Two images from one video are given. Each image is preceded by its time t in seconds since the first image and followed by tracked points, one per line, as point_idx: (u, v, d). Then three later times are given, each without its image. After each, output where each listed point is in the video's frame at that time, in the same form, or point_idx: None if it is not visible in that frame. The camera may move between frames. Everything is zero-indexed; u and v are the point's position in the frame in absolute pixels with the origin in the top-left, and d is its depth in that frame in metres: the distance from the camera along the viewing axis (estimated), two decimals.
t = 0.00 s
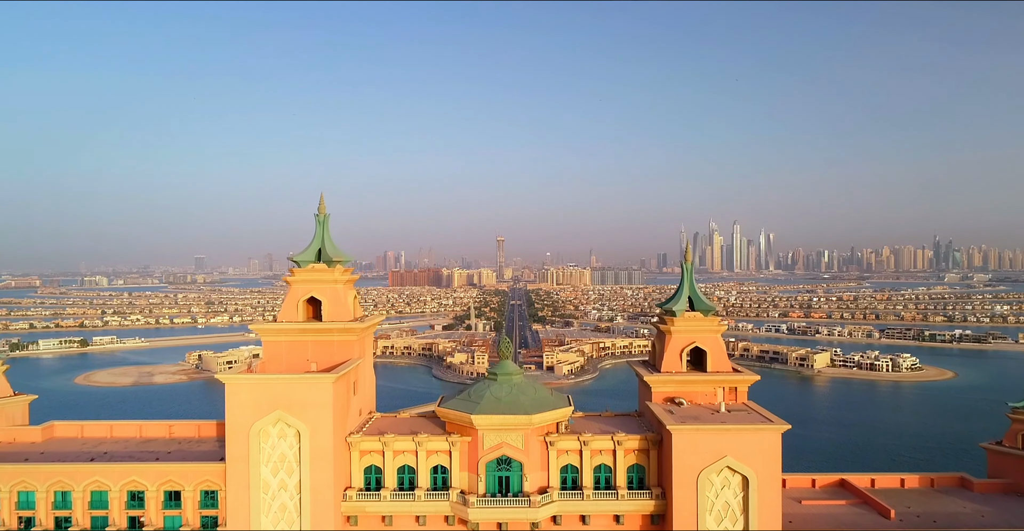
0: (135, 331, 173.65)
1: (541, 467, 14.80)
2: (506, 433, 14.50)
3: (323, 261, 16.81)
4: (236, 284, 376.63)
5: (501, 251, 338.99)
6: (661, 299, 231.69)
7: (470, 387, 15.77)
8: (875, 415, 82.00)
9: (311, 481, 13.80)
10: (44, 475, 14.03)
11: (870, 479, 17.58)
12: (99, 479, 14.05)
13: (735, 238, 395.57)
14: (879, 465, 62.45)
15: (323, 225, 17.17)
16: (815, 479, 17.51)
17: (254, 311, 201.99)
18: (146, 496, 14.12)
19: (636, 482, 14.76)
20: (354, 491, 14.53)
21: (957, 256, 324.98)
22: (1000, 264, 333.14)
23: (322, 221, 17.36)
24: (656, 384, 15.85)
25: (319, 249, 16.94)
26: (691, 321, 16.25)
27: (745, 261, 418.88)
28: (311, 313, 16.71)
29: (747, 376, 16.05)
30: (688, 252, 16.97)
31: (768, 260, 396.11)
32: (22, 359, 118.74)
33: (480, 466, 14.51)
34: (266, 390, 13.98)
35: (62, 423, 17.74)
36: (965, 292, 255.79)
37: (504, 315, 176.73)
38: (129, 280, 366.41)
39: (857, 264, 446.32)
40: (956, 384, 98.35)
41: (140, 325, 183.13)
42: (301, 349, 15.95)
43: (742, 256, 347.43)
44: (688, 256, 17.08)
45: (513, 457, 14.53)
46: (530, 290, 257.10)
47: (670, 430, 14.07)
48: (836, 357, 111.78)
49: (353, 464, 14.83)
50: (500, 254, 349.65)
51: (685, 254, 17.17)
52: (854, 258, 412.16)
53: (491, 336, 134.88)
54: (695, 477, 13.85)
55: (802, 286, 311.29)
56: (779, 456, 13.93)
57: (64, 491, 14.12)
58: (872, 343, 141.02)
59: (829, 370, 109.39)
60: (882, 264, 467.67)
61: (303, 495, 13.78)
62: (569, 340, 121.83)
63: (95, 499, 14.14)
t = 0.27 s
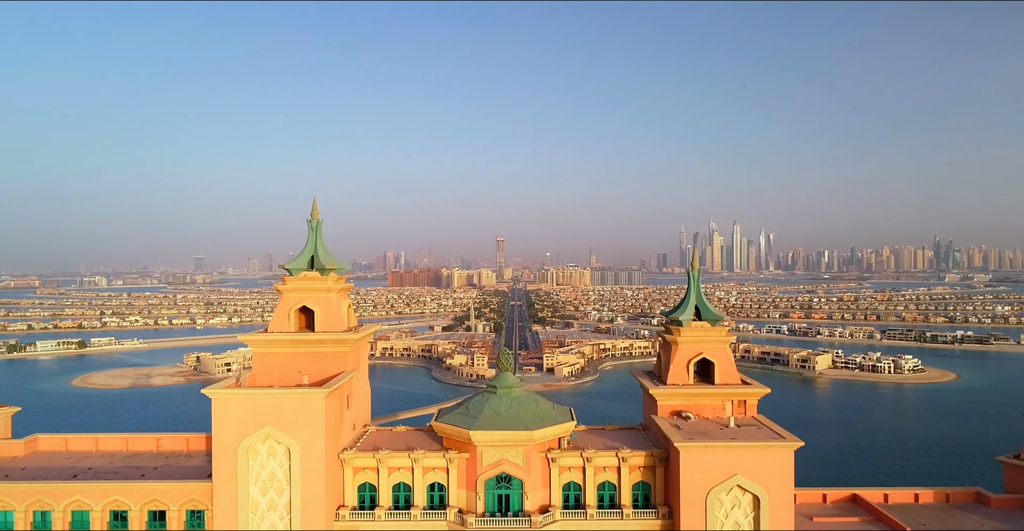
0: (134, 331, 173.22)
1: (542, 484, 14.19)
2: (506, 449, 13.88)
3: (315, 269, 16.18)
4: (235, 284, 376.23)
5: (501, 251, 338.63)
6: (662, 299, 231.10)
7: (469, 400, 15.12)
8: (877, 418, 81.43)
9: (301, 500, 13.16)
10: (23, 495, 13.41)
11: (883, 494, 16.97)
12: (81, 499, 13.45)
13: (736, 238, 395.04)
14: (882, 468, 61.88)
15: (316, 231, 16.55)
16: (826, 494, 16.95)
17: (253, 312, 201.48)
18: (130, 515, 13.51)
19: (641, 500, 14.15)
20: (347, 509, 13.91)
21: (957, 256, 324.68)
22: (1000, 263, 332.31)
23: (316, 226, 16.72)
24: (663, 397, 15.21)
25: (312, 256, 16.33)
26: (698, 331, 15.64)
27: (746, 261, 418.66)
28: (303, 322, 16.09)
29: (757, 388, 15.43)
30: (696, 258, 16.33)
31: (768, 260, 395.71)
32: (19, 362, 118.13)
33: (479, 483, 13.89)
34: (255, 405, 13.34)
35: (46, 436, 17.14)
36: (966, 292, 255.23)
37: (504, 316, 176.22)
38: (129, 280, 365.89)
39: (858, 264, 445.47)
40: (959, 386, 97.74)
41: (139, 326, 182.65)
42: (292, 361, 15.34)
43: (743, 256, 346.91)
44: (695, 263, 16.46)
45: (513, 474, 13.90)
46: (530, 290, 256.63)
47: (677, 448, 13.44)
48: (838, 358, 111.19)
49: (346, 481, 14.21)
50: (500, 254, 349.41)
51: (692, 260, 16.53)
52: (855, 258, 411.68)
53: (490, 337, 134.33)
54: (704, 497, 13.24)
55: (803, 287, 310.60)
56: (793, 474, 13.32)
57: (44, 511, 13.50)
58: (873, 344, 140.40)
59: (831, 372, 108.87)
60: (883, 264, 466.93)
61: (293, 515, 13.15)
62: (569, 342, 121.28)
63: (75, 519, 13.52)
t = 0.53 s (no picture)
0: (133, 332, 172.47)
1: (544, 505, 13.53)
2: (506, 469, 13.20)
3: (307, 278, 15.54)
4: (235, 284, 375.77)
5: (501, 251, 338.21)
6: (662, 299, 230.50)
7: (467, 416, 14.45)
8: (880, 421, 80.77)
9: (290, 523, 12.50)
10: None
11: (899, 512, 16.28)
12: (59, 521, 12.79)
13: (736, 239, 394.52)
14: (886, 472, 61.07)
15: (308, 238, 15.91)
16: (840, 512, 16.22)
17: (252, 312, 200.83)
18: None
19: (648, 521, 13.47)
20: None
21: (957, 256, 324.28)
22: (1001, 263, 331.73)
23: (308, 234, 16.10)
24: (670, 412, 14.54)
25: (303, 264, 15.69)
26: (706, 343, 14.98)
27: (746, 261, 418.27)
28: (294, 334, 15.45)
29: (767, 402, 14.79)
30: (704, 266, 15.69)
31: (768, 260, 395.18)
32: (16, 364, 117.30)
33: (477, 504, 13.23)
34: (241, 423, 12.66)
35: (27, 451, 16.49)
36: (967, 292, 254.68)
37: (504, 317, 175.62)
38: (128, 281, 365.15)
39: (858, 264, 444.70)
40: (961, 388, 97.10)
41: (138, 327, 182.00)
42: (282, 374, 14.67)
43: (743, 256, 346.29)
44: (703, 271, 15.81)
45: (513, 495, 13.24)
46: (530, 291, 255.96)
47: (686, 467, 12.78)
48: (839, 360, 110.57)
49: (338, 502, 13.54)
50: (500, 254, 349.04)
51: (700, 269, 15.90)
52: (855, 258, 411.24)
53: (490, 338, 133.75)
54: (714, 519, 12.57)
55: (804, 287, 310.15)
56: (808, 495, 12.64)
57: None
58: (875, 346, 139.77)
59: (832, 373, 108.27)
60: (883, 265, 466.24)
61: None
62: (569, 343, 120.63)
63: None
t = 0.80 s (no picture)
0: (132, 334, 171.80)
1: (546, 527, 12.90)
2: (506, 490, 12.57)
3: (298, 288, 14.90)
4: (234, 285, 375.10)
5: (501, 251, 337.51)
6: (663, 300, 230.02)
7: (465, 433, 13.82)
8: (883, 424, 80.02)
9: None
10: None
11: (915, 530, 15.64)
12: None
13: (736, 239, 393.97)
14: (891, 476, 60.13)
15: (300, 246, 15.30)
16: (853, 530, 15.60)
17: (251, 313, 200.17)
18: None
19: None
20: None
21: (958, 256, 323.45)
22: (1001, 263, 331.13)
23: (300, 242, 15.48)
24: (678, 428, 13.90)
25: (295, 273, 15.07)
26: (715, 355, 14.35)
27: (746, 261, 417.18)
28: (285, 346, 14.80)
29: (779, 418, 14.15)
30: (713, 275, 15.05)
31: (769, 260, 394.39)
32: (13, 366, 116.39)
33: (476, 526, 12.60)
34: (227, 442, 12.03)
35: (11, 467, 15.88)
36: (968, 293, 254.06)
37: (504, 318, 175.04)
38: (128, 281, 364.34)
39: (858, 264, 443.98)
40: (964, 390, 96.44)
41: (137, 328, 181.30)
42: (272, 389, 14.04)
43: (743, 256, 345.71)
44: (712, 280, 15.17)
45: (513, 516, 12.61)
46: (530, 291, 255.35)
47: (696, 488, 12.14)
48: (841, 362, 109.96)
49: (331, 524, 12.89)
50: (500, 255, 348.40)
51: (709, 278, 15.26)
52: (855, 258, 410.68)
53: (490, 340, 133.04)
54: None
55: (804, 288, 309.52)
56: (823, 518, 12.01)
57: None
58: (876, 347, 139.19)
59: (834, 375, 107.58)
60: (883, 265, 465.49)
61: None
62: (570, 345, 119.90)
63: None
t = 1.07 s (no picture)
0: (130, 335, 170.96)
1: None
2: (505, 513, 11.96)
3: (288, 297, 14.25)
4: (233, 285, 374.31)
5: (501, 252, 336.90)
6: (663, 300, 229.43)
7: (463, 453, 13.21)
8: (886, 428, 79.28)
9: None
10: None
11: None
12: None
13: (736, 239, 393.43)
14: (895, 480, 59.34)
15: (291, 254, 14.67)
16: None
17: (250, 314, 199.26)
18: None
19: None
20: None
21: (959, 256, 322.71)
22: (1002, 264, 330.48)
23: (291, 249, 14.86)
24: (686, 446, 13.26)
25: (285, 282, 14.42)
26: (723, 369, 13.76)
27: (746, 261, 416.81)
28: (276, 359, 14.17)
29: (791, 434, 13.50)
30: (722, 285, 14.41)
31: (769, 260, 393.49)
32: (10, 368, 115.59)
33: None
34: (213, 463, 11.45)
35: None
36: (969, 293, 253.47)
37: (504, 319, 174.30)
38: (127, 282, 363.48)
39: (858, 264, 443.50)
40: (968, 393, 95.73)
41: (135, 329, 180.36)
42: (262, 404, 13.45)
43: (744, 257, 345.06)
44: (721, 290, 14.55)
45: None
46: (530, 292, 254.54)
47: (706, 512, 11.46)
48: (843, 364, 109.28)
49: None
50: (500, 255, 347.73)
51: (718, 287, 14.65)
52: (855, 258, 410.05)
53: (490, 341, 132.29)
54: None
55: (804, 288, 308.78)
56: None
57: None
58: (878, 348, 138.47)
59: (836, 377, 106.86)
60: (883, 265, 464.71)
61: None
62: (570, 346, 119.27)
63: None
